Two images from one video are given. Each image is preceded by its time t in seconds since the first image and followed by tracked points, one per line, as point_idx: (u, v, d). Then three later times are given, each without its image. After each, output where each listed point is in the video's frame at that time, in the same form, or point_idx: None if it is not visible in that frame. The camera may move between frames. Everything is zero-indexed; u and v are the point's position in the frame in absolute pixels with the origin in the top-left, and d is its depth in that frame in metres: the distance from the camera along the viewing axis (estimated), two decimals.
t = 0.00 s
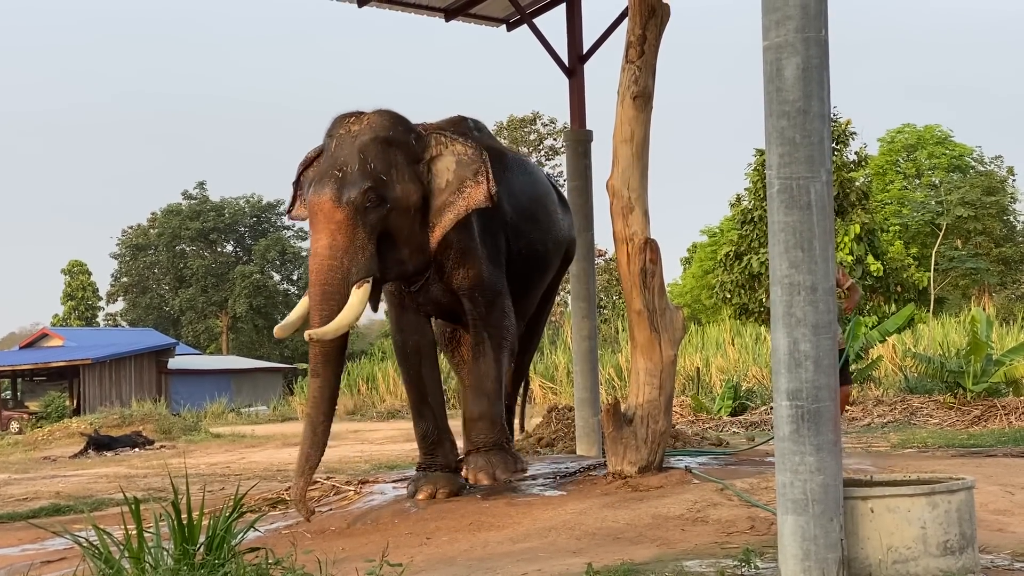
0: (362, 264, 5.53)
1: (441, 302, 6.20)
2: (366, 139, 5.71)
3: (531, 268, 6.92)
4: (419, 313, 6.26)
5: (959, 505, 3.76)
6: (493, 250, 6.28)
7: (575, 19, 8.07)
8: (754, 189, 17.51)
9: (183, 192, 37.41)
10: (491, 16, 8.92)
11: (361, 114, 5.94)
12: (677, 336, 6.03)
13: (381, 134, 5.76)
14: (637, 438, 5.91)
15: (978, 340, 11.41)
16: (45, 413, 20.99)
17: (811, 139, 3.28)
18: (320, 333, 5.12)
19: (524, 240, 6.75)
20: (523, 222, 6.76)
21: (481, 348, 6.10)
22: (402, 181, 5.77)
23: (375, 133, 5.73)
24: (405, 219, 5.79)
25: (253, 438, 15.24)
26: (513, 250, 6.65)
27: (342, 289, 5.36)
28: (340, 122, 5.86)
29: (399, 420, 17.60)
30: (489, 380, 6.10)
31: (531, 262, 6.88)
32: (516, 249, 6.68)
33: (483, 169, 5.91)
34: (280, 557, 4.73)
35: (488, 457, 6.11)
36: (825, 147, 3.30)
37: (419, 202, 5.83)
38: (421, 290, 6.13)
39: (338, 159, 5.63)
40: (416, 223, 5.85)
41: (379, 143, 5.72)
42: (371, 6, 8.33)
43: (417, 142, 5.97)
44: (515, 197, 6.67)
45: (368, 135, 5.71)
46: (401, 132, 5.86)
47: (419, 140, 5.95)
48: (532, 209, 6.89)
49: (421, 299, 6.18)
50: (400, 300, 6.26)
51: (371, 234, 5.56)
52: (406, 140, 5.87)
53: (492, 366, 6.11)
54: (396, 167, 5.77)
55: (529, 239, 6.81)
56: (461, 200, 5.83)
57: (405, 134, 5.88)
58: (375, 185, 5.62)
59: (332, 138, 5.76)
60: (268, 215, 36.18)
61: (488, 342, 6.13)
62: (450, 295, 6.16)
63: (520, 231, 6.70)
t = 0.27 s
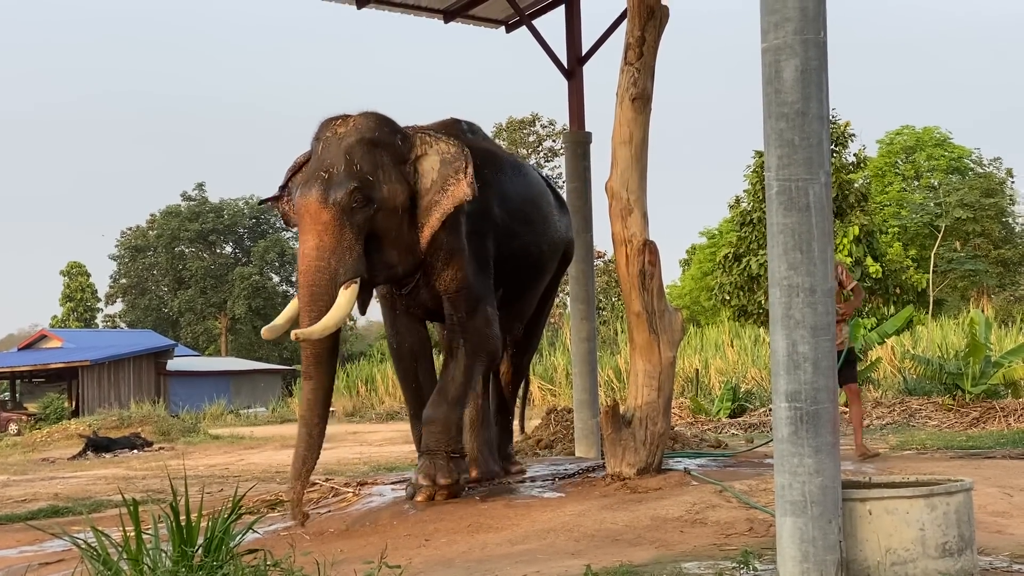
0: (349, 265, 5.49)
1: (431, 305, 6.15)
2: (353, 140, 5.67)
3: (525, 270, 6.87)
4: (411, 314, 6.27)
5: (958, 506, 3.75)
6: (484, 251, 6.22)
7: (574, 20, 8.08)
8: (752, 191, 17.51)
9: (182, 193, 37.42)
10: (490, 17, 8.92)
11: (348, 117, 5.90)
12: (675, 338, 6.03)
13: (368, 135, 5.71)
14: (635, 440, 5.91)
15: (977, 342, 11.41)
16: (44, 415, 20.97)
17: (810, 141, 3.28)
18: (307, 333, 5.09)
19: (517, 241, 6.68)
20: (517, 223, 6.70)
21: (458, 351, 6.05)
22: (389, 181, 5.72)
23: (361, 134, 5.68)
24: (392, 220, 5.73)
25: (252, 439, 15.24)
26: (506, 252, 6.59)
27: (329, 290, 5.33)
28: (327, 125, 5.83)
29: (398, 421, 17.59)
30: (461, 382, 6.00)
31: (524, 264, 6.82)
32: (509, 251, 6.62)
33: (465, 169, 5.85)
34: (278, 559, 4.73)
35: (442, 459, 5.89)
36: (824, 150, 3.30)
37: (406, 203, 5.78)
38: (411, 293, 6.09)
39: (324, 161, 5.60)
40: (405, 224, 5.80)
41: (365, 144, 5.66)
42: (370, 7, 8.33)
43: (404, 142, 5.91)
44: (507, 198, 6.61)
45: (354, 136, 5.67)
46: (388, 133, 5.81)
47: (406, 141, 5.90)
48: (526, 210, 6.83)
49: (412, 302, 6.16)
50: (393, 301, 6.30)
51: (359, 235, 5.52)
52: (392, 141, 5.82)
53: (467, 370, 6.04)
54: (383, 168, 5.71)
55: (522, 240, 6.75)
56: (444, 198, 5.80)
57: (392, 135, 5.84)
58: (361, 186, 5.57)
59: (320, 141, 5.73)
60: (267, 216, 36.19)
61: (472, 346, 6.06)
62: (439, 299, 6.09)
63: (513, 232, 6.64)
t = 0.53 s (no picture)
0: (329, 267, 5.44)
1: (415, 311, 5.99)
2: (336, 142, 5.65)
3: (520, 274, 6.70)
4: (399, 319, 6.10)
5: (956, 508, 3.75)
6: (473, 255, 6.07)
7: (572, 22, 8.08)
8: (751, 193, 17.51)
9: (180, 195, 37.40)
10: (488, 20, 8.92)
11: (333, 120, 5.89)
12: (674, 340, 6.03)
13: (351, 136, 5.68)
14: (633, 442, 5.91)
15: (975, 344, 11.42)
16: (41, 417, 20.95)
17: (808, 143, 3.28)
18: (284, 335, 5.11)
19: (511, 245, 6.53)
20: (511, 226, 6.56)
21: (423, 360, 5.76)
22: (371, 183, 5.66)
23: (344, 136, 5.65)
24: (374, 221, 5.65)
25: (250, 441, 15.23)
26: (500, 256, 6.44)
27: (310, 293, 5.37)
28: (311, 129, 5.82)
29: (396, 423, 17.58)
30: (423, 393, 5.78)
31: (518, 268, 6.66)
32: (503, 255, 6.48)
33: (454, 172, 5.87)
34: (277, 561, 4.73)
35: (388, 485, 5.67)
36: (822, 152, 3.30)
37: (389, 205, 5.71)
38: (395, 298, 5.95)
39: (308, 162, 5.59)
40: (388, 226, 5.71)
41: (347, 146, 5.64)
42: (368, 9, 8.33)
43: (388, 145, 5.87)
44: (501, 201, 6.48)
45: (338, 137, 5.65)
46: (372, 135, 5.77)
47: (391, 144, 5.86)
48: (522, 213, 6.69)
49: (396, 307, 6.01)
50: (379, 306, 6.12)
51: (340, 236, 5.47)
52: (376, 143, 5.78)
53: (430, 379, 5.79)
54: (366, 170, 5.66)
55: (517, 244, 6.60)
56: (435, 200, 5.76)
57: (376, 137, 5.80)
58: (343, 188, 5.52)
59: (304, 144, 5.73)
60: (265, 218, 36.18)
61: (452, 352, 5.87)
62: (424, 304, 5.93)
63: (507, 237, 6.50)
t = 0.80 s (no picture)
0: (310, 271, 5.44)
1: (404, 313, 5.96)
2: (316, 146, 5.65)
3: (513, 274, 6.63)
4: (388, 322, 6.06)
5: (955, 509, 3.75)
6: (461, 256, 6.01)
7: (570, 24, 8.08)
8: (749, 195, 17.49)
9: (179, 197, 37.39)
10: (486, 21, 8.93)
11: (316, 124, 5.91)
12: (672, 342, 6.02)
13: (332, 141, 5.68)
14: (632, 443, 5.90)
15: (973, 346, 11.42)
16: (39, 419, 20.94)
17: (807, 145, 3.28)
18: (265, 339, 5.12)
19: (503, 246, 6.47)
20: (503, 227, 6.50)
21: (411, 361, 5.76)
22: (353, 187, 5.64)
23: (326, 140, 5.67)
24: (356, 225, 5.63)
25: (248, 443, 15.21)
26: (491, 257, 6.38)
27: (292, 297, 5.38)
28: (294, 133, 5.83)
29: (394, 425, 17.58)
30: (409, 396, 5.75)
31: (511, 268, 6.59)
32: (494, 256, 6.42)
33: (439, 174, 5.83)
34: (275, 562, 4.72)
35: (380, 492, 5.67)
36: (820, 153, 3.30)
37: (372, 208, 5.68)
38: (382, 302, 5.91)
39: (290, 167, 5.61)
40: (371, 229, 5.69)
41: (328, 151, 5.64)
42: (367, 10, 8.33)
43: (371, 149, 5.85)
44: (492, 201, 6.42)
45: (319, 142, 5.66)
46: (353, 139, 5.77)
47: (373, 147, 5.84)
48: (514, 213, 6.62)
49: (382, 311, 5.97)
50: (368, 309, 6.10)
51: (321, 240, 5.47)
52: (358, 147, 5.77)
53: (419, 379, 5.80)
54: (347, 173, 5.65)
55: (509, 245, 6.53)
56: (418, 204, 5.70)
57: (358, 142, 5.79)
58: (323, 191, 5.52)
59: (286, 149, 5.74)
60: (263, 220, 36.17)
61: (436, 355, 5.83)
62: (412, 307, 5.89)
63: (499, 237, 6.43)
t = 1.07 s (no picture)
0: (286, 277, 5.40)
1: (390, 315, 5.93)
2: (289, 152, 5.60)
3: (502, 275, 6.56)
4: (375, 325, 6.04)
5: (953, 512, 3.75)
6: (445, 256, 5.95)
7: (569, 27, 8.09)
8: (747, 197, 17.50)
9: (177, 199, 37.38)
10: (485, 23, 8.93)
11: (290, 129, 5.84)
12: (671, 344, 6.02)
13: (304, 146, 5.62)
14: (630, 445, 5.90)
15: (971, 348, 11.44)
16: (37, 421, 20.94)
17: (806, 147, 3.29)
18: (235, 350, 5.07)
19: (489, 245, 6.40)
20: (490, 226, 6.43)
21: (400, 363, 5.75)
22: (327, 191, 5.59)
23: (298, 145, 5.61)
24: (332, 229, 5.59)
25: (246, 445, 15.21)
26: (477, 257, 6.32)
27: (267, 303, 5.34)
28: (268, 139, 5.76)
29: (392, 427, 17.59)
30: (398, 399, 5.73)
31: (499, 269, 6.52)
32: (480, 256, 6.36)
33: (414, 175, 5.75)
34: (273, 564, 4.73)
35: (376, 495, 5.66)
36: (819, 155, 3.31)
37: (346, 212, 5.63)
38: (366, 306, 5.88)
39: (262, 174, 5.55)
40: (347, 233, 5.65)
41: (301, 156, 5.58)
42: (366, 13, 8.34)
43: (344, 152, 5.80)
44: (476, 201, 6.35)
45: (292, 147, 5.60)
46: (326, 143, 5.71)
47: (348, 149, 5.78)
48: (501, 212, 6.55)
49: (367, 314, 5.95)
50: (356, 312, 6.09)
51: (296, 246, 5.42)
52: (331, 151, 5.71)
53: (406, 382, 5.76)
54: (320, 179, 5.59)
55: (496, 244, 6.47)
56: (393, 208, 5.63)
57: (331, 145, 5.73)
58: (295, 197, 5.46)
59: (260, 155, 5.68)
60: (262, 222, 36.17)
61: (421, 356, 5.82)
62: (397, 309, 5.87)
63: (485, 237, 6.37)
